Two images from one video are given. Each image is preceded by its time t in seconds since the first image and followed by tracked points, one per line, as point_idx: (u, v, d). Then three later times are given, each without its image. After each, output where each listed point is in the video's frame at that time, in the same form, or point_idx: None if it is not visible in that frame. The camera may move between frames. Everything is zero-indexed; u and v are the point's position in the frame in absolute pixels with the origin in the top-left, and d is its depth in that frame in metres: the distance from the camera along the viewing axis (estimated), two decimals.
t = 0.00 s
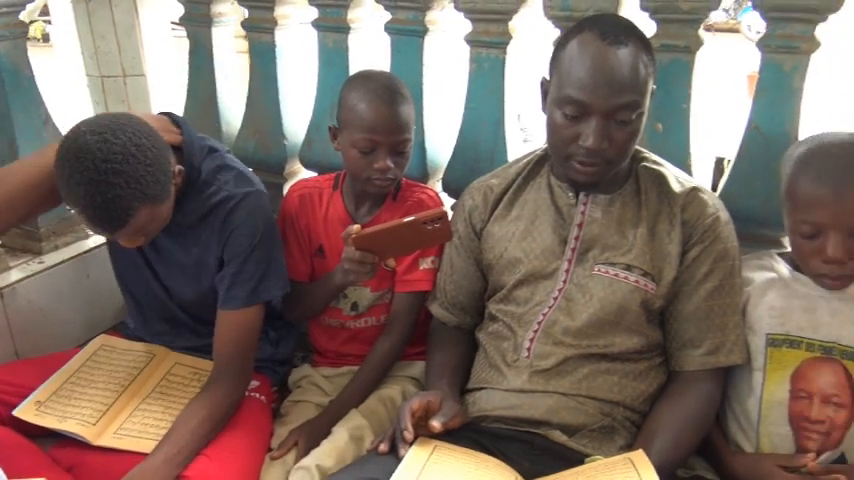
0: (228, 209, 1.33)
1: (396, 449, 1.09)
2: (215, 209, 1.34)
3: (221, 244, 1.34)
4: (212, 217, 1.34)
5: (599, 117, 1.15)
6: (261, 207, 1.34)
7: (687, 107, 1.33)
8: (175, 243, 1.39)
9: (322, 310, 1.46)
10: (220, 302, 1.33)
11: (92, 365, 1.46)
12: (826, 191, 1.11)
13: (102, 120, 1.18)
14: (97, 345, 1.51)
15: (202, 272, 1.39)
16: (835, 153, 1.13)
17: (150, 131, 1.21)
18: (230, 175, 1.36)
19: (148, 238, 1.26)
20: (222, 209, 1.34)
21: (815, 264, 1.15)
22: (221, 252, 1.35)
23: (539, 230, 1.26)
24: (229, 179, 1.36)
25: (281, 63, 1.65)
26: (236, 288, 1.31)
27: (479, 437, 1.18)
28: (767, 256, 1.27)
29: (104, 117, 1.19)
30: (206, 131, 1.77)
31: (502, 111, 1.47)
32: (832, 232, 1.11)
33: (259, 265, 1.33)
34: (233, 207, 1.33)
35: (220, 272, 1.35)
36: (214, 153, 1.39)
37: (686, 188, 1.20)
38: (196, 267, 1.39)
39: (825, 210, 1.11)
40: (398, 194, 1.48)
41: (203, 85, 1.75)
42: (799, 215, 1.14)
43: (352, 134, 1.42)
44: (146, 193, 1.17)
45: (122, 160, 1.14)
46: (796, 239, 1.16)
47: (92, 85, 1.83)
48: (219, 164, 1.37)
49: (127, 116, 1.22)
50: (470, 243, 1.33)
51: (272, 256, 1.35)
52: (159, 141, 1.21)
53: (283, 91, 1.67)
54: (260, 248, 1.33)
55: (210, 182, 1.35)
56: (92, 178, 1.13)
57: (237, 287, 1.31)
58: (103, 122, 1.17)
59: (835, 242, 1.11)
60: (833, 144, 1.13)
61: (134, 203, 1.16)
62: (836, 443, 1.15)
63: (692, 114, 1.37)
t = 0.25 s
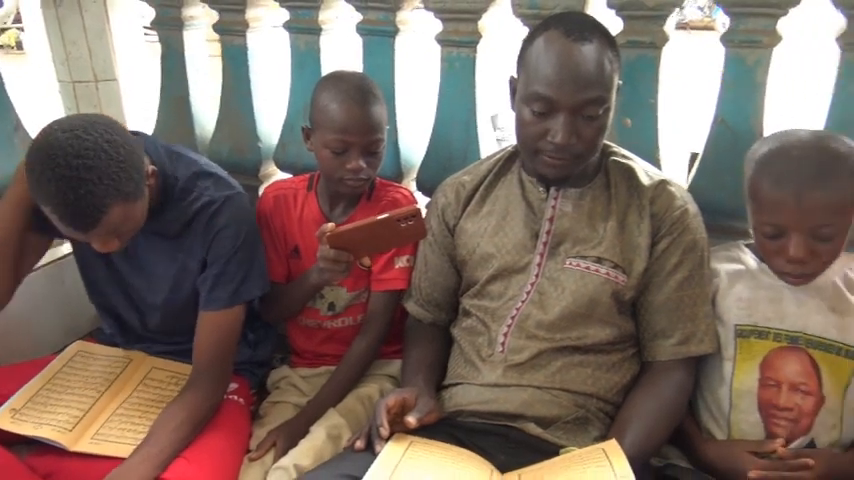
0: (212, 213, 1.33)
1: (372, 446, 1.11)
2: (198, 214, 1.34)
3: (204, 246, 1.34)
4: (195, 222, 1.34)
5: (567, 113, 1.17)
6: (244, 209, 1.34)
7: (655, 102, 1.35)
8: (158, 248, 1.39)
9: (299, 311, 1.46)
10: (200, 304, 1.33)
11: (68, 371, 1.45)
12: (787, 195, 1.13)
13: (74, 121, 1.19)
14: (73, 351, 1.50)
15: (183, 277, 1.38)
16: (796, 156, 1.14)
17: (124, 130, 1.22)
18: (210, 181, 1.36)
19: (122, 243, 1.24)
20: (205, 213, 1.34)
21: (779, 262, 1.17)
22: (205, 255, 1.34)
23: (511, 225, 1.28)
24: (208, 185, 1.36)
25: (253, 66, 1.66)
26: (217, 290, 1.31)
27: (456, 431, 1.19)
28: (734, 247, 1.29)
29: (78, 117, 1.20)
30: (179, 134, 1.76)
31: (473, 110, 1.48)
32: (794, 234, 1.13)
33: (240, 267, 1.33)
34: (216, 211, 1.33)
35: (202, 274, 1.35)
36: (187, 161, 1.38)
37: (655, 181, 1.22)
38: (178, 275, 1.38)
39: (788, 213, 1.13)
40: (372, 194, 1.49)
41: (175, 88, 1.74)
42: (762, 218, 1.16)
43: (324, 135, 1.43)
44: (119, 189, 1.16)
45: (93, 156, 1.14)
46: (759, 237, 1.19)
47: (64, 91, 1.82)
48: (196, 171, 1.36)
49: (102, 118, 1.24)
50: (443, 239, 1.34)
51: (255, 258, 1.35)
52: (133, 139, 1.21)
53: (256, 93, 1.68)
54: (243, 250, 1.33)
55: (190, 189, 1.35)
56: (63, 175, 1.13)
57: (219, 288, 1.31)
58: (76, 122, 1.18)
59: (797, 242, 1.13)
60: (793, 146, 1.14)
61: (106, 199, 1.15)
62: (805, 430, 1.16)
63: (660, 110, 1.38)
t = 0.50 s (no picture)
0: (181, 216, 1.33)
1: (343, 442, 1.12)
2: (168, 217, 1.33)
3: (174, 250, 1.33)
4: (164, 226, 1.34)
5: (534, 109, 1.18)
6: (212, 211, 1.34)
7: (619, 101, 1.38)
8: (129, 253, 1.37)
9: (271, 311, 1.46)
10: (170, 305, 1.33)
11: (38, 375, 1.44)
12: (748, 195, 1.15)
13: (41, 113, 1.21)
14: (43, 355, 1.49)
15: (153, 281, 1.37)
16: (758, 157, 1.16)
17: (91, 128, 1.23)
18: (177, 185, 1.36)
19: (78, 247, 1.24)
20: (174, 216, 1.33)
21: (741, 260, 1.21)
22: (174, 259, 1.34)
23: (479, 221, 1.29)
24: (177, 189, 1.35)
25: (222, 67, 1.66)
26: (188, 291, 1.31)
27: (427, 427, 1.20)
28: (699, 241, 1.31)
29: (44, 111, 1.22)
30: (149, 135, 1.75)
31: (443, 108, 1.49)
32: (756, 233, 1.16)
33: (209, 270, 1.32)
34: (185, 215, 1.33)
35: (171, 278, 1.34)
36: (154, 169, 1.38)
37: (619, 177, 1.24)
38: (148, 282, 1.37)
39: (748, 211, 1.15)
40: (343, 192, 1.50)
41: (144, 90, 1.74)
42: (725, 216, 1.19)
43: (294, 134, 1.43)
44: (79, 183, 1.16)
45: (56, 147, 1.15)
46: (722, 235, 1.21)
47: (30, 93, 1.80)
48: (163, 176, 1.36)
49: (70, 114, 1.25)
50: (413, 237, 1.36)
51: (224, 261, 1.35)
52: (99, 137, 1.22)
53: (226, 93, 1.68)
54: (212, 252, 1.33)
55: (158, 193, 1.34)
56: (22, 162, 1.13)
57: (189, 289, 1.31)
58: (43, 114, 1.20)
59: (759, 241, 1.16)
60: (756, 147, 1.16)
61: (65, 191, 1.15)
62: (768, 420, 1.19)
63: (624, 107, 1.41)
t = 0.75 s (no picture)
0: (145, 217, 1.33)
1: (316, 440, 1.14)
2: (132, 219, 1.33)
3: (140, 252, 1.33)
4: (128, 228, 1.33)
5: (504, 106, 1.20)
6: (178, 210, 1.34)
7: (587, 99, 1.40)
8: (96, 257, 1.37)
9: (245, 311, 1.47)
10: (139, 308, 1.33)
11: (9, 381, 1.43)
12: (713, 189, 1.16)
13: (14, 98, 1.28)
14: (14, 361, 1.48)
15: (121, 283, 1.36)
16: (722, 152, 1.18)
17: (59, 116, 1.29)
18: (140, 185, 1.36)
19: (26, 239, 1.22)
20: (139, 216, 1.33)
21: (706, 253, 1.21)
22: (141, 260, 1.33)
23: (450, 219, 1.30)
24: (139, 189, 1.35)
25: (193, 68, 1.65)
26: (157, 293, 1.31)
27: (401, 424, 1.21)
28: (667, 236, 1.33)
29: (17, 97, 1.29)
30: (120, 137, 1.74)
31: (414, 107, 1.50)
32: (720, 226, 1.17)
33: (176, 271, 1.33)
34: (150, 215, 1.33)
35: (138, 280, 1.34)
36: (115, 170, 1.37)
37: (587, 174, 1.27)
38: (114, 286, 1.36)
39: (711, 206, 1.17)
40: (315, 192, 1.50)
41: (115, 92, 1.73)
42: (690, 210, 1.20)
43: (265, 135, 1.43)
44: (36, 158, 1.19)
45: (21, 120, 1.21)
46: (689, 229, 1.22)
47: None
48: (124, 178, 1.36)
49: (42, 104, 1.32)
50: (386, 235, 1.36)
51: (192, 260, 1.35)
52: (64, 123, 1.28)
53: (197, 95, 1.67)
54: (178, 252, 1.33)
55: (120, 195, 1.34)
56: None
57: (159, 292, 1.31)
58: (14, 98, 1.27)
59: (723, 234, 1.17)
60: (720, 142, 1.18)
61: (21, 163, 1.18)
62: (734, 409, 1.21)
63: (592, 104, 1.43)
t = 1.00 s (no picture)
0: (117, 219, 1.32)
1: (290, 439, 1.15)
2: (103, 221, 1.32)
3: (111, 254, 1.33)
4: (99, 230, 1.33)
5: (471, 105, 1.21)
6: (148, 212, 1.33)
7: (557, 97, 1.41)
8: (67, 260, 1.36)
9: (219, 312, 1.47)
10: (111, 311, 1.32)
11: None
12: (678, 184, 1.19)
13: None
14: None
15: (92, 286, 1.35)
16: (686, 147, 1.20)
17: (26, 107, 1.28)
18: (110, 188, 1.35)
19: None
20: (110, 219, 1.32)
21: (673, 246, 1.24)
22: (112, 263, 1.33)
23: (422, 218, 1.31)
24: (109, 192, 1.34)
25: (163, 69, 1.65)
26: (129, 295, 1.31)
27: (375, 421, 1.22)
28: (635, 231, 1.35)
29: None
30: (90, 139, 1.73)
31: (385, 105, 1.50)
32: (686, 220, 1.20)
33: (149, 273, 1.32)
34: (121, 218, 1.32)
35: (109, 283, 1.33)
36: (84, 172, 1.36)
37: (556, 171, 1.28)
38: (85, 288, 1.35)
39: (677, 200, 1.19)
40: (288, 193, 1.50)
41: (83, 93, 1.71)
42: (656, 204, 1.22)
43: (236, 134, 1.43)
44: None
45: None
46: (656, 224, 1.24)
47: None
48: (94, 180, 1.35)
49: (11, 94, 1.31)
50: (358, 234, 1.37)
51: (164, 262, 1.34)
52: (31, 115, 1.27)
53: (167, 95, 1.66)
54: (150, 255, 1.32)
55: (90, 197, 1.33)
56: None
57: (131, 294, 1.31)
58: None
59: (689, 227, 1.20)
60: (683, 138, 1.20)
61: None
62: (702, 400, 1.24)
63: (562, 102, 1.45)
